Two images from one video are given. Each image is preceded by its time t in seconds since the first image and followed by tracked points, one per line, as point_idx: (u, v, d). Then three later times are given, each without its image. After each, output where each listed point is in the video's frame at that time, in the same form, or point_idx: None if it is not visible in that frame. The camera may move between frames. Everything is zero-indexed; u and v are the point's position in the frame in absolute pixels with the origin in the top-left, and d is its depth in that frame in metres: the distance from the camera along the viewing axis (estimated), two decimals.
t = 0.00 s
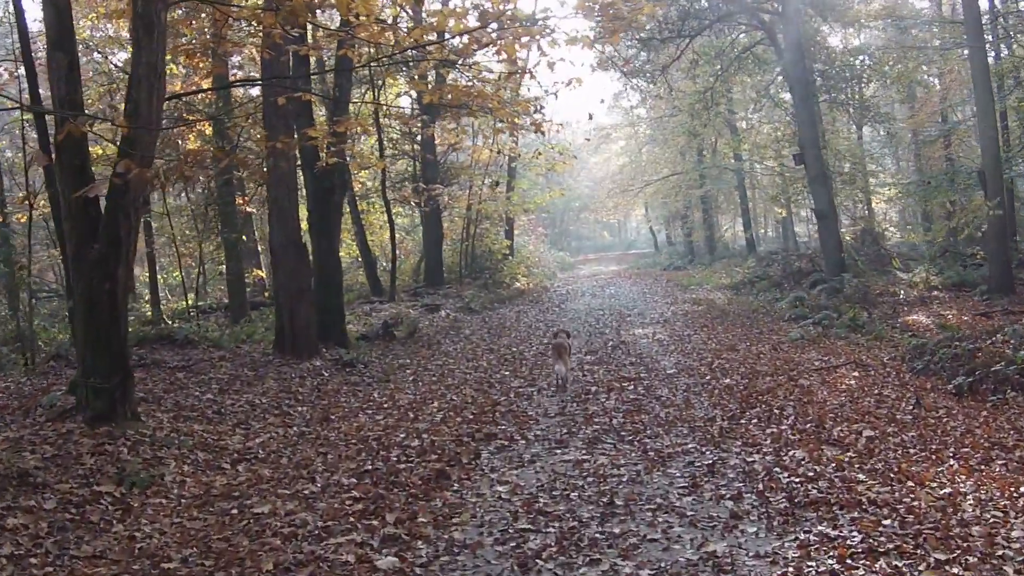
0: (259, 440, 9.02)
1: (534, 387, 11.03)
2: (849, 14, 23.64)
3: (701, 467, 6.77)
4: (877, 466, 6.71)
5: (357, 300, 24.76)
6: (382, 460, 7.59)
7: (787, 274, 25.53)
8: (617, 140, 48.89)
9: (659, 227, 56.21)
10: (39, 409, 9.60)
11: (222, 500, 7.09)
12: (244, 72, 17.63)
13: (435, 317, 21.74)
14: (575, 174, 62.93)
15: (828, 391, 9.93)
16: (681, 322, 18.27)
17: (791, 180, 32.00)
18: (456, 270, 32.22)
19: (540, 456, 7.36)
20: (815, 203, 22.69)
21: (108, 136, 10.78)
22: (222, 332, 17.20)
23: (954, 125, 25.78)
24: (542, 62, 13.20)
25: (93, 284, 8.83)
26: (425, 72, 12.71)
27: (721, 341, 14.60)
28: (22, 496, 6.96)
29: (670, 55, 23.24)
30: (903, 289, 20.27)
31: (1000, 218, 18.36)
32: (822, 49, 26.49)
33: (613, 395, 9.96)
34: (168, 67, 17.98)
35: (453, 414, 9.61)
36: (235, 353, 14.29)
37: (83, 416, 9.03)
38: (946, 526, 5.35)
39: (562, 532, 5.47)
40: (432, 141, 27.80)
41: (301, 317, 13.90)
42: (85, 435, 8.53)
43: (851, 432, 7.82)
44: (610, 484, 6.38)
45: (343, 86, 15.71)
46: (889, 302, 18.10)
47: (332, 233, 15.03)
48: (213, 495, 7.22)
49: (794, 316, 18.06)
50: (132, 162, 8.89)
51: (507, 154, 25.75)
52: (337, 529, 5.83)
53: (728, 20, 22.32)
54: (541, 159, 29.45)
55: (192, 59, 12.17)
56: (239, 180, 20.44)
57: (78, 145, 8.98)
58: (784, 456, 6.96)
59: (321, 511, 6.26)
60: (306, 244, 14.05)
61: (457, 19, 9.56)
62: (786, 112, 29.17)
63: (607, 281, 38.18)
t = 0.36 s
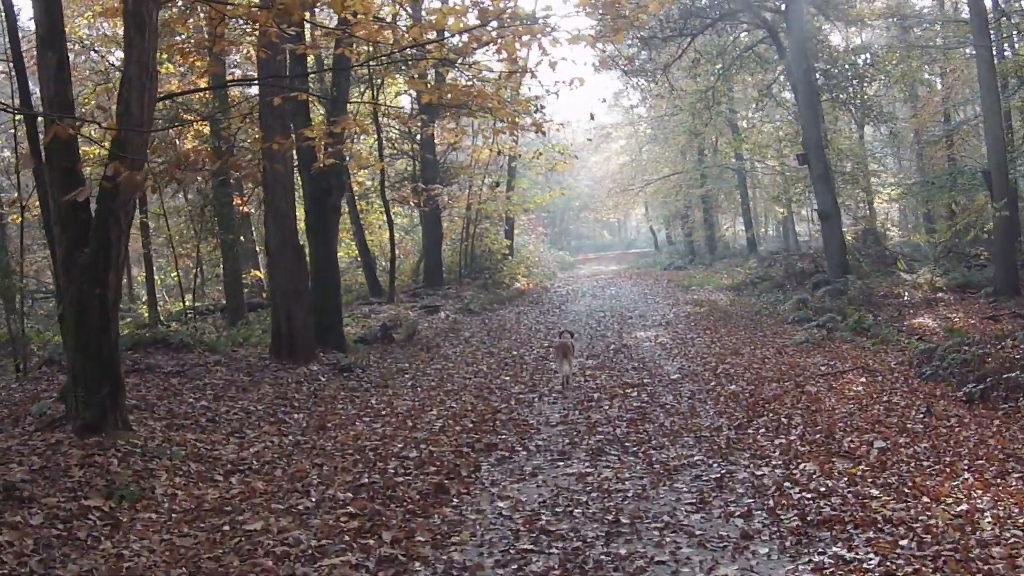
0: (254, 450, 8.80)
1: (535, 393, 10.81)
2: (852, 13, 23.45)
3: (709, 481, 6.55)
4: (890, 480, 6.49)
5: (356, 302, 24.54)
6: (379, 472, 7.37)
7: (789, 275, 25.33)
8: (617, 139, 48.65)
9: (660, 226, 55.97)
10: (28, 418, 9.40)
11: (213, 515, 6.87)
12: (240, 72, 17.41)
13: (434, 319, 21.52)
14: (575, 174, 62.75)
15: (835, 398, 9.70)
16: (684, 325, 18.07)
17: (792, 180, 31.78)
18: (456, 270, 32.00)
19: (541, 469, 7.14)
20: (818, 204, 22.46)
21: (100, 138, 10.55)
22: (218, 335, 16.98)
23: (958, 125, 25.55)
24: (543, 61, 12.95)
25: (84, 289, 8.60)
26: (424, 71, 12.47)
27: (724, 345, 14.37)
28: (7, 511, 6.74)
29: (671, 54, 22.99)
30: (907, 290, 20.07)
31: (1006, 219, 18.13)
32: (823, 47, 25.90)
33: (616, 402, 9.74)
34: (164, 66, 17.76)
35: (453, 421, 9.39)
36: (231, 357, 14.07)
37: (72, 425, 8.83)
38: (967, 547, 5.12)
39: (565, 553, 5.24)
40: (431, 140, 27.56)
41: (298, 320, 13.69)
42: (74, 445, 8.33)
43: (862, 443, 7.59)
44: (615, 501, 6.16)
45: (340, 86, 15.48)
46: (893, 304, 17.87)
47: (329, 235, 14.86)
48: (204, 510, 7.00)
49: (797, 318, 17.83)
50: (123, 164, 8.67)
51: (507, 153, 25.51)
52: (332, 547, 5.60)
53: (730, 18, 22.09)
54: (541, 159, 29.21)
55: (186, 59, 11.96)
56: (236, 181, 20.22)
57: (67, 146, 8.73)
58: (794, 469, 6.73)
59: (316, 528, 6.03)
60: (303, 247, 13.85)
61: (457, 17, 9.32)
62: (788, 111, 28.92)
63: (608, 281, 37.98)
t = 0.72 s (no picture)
0: (243, 464, 8.52)
1: (533, 403, 10.54)
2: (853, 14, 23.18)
3: (713, 501, 6.29)
4: (902, 502, 6.23)
5: (353, 305, 24.29)
6: (370, 490, 7.10)
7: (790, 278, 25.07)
8: (617, 140, 48.40)
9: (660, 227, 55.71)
10: (11, 431, 9.11)
11: (198, 536, 6.60)
12: (234, 72, 17.13)
13: (432, 323, 21.27)
14: (575, 174, 62.54)
15: (841, 410, 9.43)
16: (685, 329, 17.81)
17: (793, 181, 31.52)
18: (454, 272, 31.74)
19: (540, 487, 6.86)
20: (820, 206, 22.20)
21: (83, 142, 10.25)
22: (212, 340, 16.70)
23: (961, 126, 25.27)
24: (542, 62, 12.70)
25: (69, 296, 8.33)
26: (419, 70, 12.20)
27: (726, 352, 14.10)
28: None
29: (673, 55, 22.72)
30: (910, 294, 19.81)
31: (1012, 223, 17.84)
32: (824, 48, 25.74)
33: (617, 413, 9.48)
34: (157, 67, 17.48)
35: (448, 434, 9.12)
36: (224, 364, 13.80)
37: (56, 438, 8.54)
38: None
39: None
40: (429, 141, 27.28)
41: (292, 325, 13.42)
42: (57, 460, 8.06)
43: (872, 460, 7.31)
44: (616, 524, 5.89)
45: (335, 87, 15.21)
46: (898, 309, 17.60)
47: (323, 239, 14.65)
48: (189, 530, 6.72)
49: (800, 323, 17.57)
50: (107, 169, 8.38)
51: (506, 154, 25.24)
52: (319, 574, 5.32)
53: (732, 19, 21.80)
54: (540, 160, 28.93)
55: (177, 60, 11.70)
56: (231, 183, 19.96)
57: (51, 151, 8.43)
58: (803, 489, 6.46)
59: (302, 553, 5.76)
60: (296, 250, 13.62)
61: (454, 17, 9.05)
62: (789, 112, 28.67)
63: (607, 283, 37.74)
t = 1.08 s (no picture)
0: (229, 481, 8.18)
1: (531, 414, 10.19)
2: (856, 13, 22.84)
3: (721, 527, 5.95)
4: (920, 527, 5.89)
5: (349, 308, 23.95)
6: (359, 511, 6.76)
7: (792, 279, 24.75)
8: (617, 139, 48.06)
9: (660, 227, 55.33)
10: None
11: (177, 561, 6.24)
12: (225, 72, 16.78)
13: (429, 326, 20.94)
14: (574, 174, 62.21)
15: (851, 422, 9.08)
16: (686, 334, 17.47)
17: (795, 181, 31.18)
18: (452, 273, 31.39)
19: (537, 510, 6.52)
20: (823, 208, 21.87)
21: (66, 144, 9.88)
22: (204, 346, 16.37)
23: (966, 125, 24.92)
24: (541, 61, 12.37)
25: (47, 306, 7.99)
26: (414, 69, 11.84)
27: (729, 358, 13.75)
28: None
29: (673, 54, 22.35)
30: (915, 297, 19.47)
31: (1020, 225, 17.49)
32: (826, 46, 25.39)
33: (618, 425, 9.15)
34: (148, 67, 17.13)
35: (443, 448, 8.78)
36: (215, 371, 13.47)
37: (33, 454, 8.20)
38: None
39: None
40: (426, 142, 26.92)
41: (283, 335, 13.22)
42: (33, 478, 7.71)
43: (886, 478, 6.98)
44: (619, 553, 5.54)
45: (329, 86, 14.88)
46: (903, 312, 17.24)
47: (317, 244, 14.47)
48: (168, 555, 6.36)
49: (804, 327, 17.24)
50: (86, 173, 8.02)
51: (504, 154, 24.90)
52: None
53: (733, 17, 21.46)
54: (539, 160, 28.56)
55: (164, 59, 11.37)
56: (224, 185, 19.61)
57: (28, 156, 8.07)
58: (815, 513, 6.13)
59: None
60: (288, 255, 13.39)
61: (448, 14, 8.68)
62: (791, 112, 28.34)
63: (607, 284, 37.41)
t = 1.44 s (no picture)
0: (212, 500, 7.78)
1: (530, 426, 9.80)
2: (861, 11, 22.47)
3: (733, 556, 5.55)
4: (946, 556, 5.50)
5: (345, 311, 23.55)
6: (347, 536, 6.37)
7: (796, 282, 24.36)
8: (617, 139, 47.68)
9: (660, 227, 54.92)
10: None
11: None
12: (217, 72, 16.38)
13: (426, 330, 20.53)
14: (574, 174, 61.84)
15: (864, 437, 8.68)
16: (689, 339, 17.08)
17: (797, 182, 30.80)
18: (450, 275, 30.99)
19: (537, 536, 6.13)
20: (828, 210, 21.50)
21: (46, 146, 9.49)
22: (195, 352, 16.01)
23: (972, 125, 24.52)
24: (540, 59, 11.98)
25: (20, 316, 7.58)
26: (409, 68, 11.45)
27: (734, 366, 13.36)
28: None
29: (674, 53, 21.95)
30: (922, 300, 19.08)
31: None
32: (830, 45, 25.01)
33: (620, 439, 8.77)
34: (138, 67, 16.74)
35: (437, 465, 8.40)
36: (204, 381, 13.08)
37: (7, 471, 7.80)
38: None
39: None
40: (423, 142, 26.52)
41: (276, 342, 12.91)
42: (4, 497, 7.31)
43: (906, 501, 6.58)
44: None
45: (323, 85, 14.48)
46: (912, 317, 16.83)
47: (309, 249, 14.27)
48: None
49: (809, 332, 16.84)
50: (62, 177, 7.62)
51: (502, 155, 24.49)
52: None
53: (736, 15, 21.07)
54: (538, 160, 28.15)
55: (150, 57, 10.98)
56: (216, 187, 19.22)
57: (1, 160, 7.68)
58: (833, 540, 5.74)
59: None
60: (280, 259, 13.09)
61: (442, 9, 8.28)
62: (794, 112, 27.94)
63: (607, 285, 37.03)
